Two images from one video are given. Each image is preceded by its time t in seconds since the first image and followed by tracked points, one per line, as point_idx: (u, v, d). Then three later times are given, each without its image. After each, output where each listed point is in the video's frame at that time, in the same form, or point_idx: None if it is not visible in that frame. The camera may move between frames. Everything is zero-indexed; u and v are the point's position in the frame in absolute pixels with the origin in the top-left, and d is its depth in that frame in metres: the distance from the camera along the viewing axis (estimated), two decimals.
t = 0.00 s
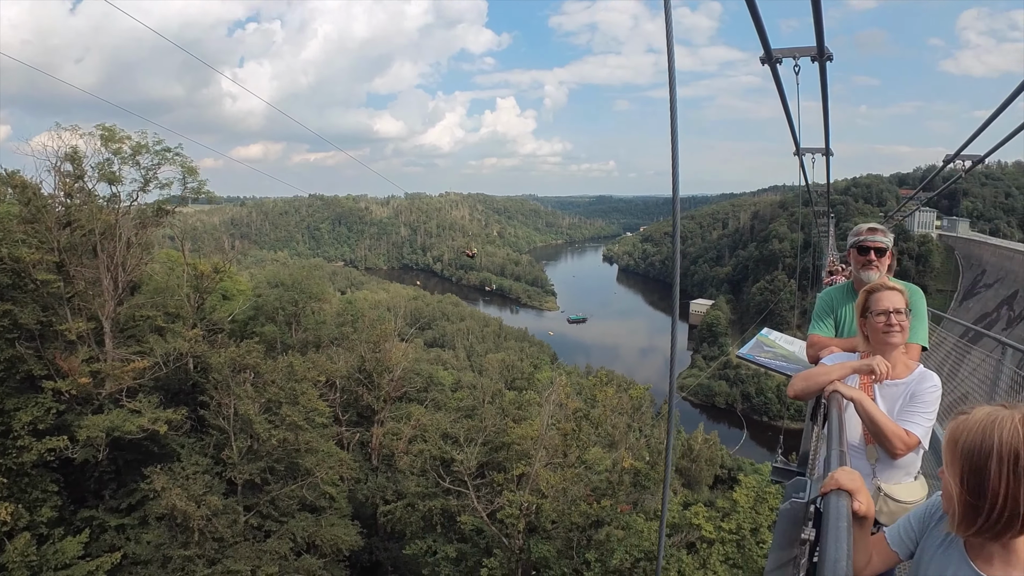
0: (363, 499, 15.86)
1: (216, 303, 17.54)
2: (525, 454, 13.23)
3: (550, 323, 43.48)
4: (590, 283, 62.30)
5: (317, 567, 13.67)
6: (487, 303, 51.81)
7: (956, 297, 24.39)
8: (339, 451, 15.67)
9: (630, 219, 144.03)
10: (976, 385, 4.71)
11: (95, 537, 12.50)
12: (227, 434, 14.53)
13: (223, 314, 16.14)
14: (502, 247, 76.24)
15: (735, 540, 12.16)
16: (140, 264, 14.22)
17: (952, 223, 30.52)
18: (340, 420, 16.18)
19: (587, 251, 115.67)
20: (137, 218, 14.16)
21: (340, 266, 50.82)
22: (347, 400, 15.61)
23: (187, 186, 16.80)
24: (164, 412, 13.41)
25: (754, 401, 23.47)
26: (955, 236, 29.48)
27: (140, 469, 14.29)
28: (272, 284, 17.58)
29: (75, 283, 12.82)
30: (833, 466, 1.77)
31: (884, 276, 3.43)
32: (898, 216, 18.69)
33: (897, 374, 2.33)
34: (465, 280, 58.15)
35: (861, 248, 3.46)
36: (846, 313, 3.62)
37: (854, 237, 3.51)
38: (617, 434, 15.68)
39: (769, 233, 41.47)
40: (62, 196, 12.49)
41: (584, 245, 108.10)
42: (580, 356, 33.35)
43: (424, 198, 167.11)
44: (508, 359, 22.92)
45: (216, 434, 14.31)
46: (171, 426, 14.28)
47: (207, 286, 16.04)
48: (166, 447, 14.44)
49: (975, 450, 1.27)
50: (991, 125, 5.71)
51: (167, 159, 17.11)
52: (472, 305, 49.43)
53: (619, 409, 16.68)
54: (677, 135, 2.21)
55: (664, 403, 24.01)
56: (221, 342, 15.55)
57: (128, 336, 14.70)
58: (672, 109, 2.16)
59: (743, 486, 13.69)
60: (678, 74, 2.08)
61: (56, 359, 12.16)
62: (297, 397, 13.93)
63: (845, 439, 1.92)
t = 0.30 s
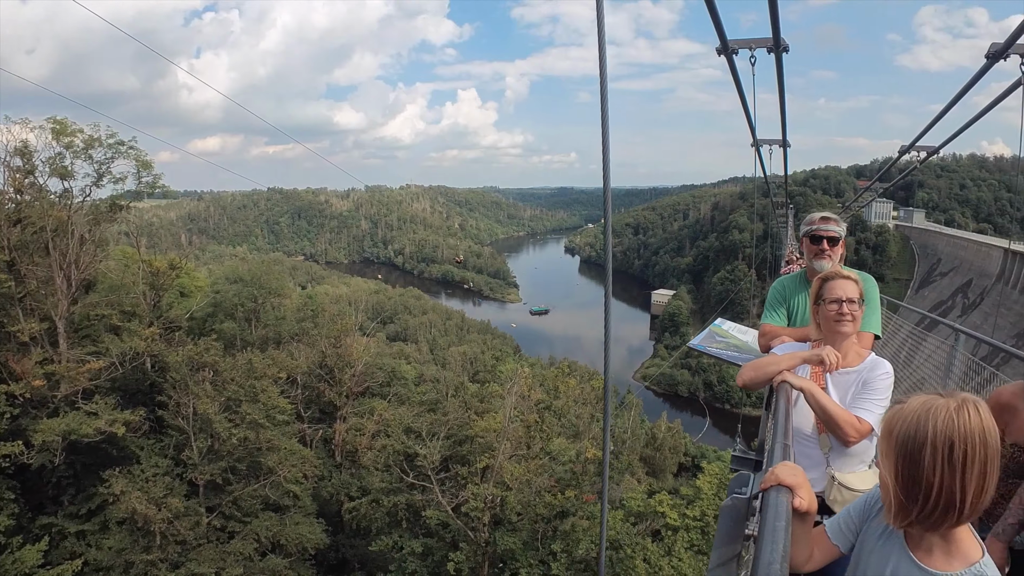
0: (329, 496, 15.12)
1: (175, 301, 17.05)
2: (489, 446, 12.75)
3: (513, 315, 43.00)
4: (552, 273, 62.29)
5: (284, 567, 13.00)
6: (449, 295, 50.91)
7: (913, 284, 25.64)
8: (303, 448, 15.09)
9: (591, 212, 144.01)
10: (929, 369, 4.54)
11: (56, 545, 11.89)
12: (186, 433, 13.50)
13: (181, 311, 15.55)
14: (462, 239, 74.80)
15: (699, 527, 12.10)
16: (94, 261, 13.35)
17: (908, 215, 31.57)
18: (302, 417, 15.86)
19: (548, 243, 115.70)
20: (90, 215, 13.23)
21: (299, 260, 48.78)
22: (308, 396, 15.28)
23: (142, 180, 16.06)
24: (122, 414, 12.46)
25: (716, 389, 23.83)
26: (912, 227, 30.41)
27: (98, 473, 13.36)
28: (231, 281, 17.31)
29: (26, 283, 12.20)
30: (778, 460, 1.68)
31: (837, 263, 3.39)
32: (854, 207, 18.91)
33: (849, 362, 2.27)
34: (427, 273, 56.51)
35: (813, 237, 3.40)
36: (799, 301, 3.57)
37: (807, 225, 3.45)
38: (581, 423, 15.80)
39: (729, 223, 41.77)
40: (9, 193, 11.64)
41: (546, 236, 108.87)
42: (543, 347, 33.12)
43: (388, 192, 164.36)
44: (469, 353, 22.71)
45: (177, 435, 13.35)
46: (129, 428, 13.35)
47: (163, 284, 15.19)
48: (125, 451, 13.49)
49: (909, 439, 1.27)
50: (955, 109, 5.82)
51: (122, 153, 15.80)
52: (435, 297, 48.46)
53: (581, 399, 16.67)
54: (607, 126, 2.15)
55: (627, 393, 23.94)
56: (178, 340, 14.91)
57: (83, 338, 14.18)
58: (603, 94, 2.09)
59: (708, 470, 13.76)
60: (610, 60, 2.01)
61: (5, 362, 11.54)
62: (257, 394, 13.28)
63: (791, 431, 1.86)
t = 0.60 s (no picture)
0: (301, 497, 14.12)
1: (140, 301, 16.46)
2: (459, 443, 12.41)
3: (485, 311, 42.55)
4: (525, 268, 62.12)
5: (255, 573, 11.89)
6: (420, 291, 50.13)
7: (880, 277, 26.25)
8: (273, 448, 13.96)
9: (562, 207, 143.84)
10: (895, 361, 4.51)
11: (22, 556, 11.37)
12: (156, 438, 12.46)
13: (146, 311, 14.91)
14: (432, 235, 73.79)
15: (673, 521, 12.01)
16: (59, 262, 12.70)
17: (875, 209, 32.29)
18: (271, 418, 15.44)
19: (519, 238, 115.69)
20: (51, 215, 12.37)
21: (267, 258, 47.24)
22: (277, 396, 14.88)
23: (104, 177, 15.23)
24: (88, 419, 11.73)
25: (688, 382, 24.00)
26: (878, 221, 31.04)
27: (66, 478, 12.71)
28: (197, 280, 16.96)
29: None
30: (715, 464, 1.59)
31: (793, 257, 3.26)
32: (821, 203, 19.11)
33: (803, 357, 2.15)
34: (398, 271, 55.59)
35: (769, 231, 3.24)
36: (755, 296, 3.44)
37: (763, 219, 3.29)
38: (553, 418, 15.76)
39: (699, 217, 42.00)
40: None
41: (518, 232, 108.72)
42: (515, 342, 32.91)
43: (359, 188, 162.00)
44: (439, 350, 22.42)
45: (143, 438, 12.27)
46: (95, 432, 12.45)
47: (129, 284, 14.43)
48: (92, 456, 12.60)
49: (845, 441, 1.23)
50: (909, 108, 5.93)
51: (84, 150, 14.19)
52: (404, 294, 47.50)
53: (552, 394, 16.60)
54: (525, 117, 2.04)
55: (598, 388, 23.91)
56: (143, 341, 13.85)
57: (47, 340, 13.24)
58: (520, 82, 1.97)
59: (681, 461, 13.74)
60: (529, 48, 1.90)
61: None
62: (225, 395, 12.44)
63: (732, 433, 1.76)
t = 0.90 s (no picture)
0: (278, 500, 13.69)
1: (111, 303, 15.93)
2: (436, 443, 12.24)
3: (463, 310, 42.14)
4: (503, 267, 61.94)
5: None
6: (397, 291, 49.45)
7: (857, 272, 26.61)
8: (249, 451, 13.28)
9: (540, 204, 144.01)
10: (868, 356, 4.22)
11: None
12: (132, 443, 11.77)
13: (120, 314, 14.34)
14: (409, 234, 73.32)
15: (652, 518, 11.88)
16: (29, 264, 11.77)
17: (850, 206, 32.72)
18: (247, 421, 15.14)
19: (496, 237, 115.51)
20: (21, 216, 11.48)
21: (242, 258, 46.34)
22: (254, 399, 14.63)
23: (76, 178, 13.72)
24: (61, 424, 10.97)
25: (667, 379, 24.05)
26: (853, 217, 31.49)
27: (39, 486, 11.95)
28: (171, 281, 16.62)
29: None
30: (658, 475, 1.37)
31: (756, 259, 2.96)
32: (796, 200, 19.22)
33: (763, 361, 1.95)
34: (375, 270, 54.86)
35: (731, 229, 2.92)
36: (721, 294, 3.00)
37: (724, 215, 2.97)
38: (532, 416, 15.73)
39: (676, 214, 42.18)
40: None
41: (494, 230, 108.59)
42: (494, 341, 32.65)
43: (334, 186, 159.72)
44: (413, 349, 22.14)
45: (119, 443, 11.48)
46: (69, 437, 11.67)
47: (102, 286, 13.93)
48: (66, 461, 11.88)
49: (790, 451, 1.04)
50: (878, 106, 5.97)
51: (55, 149, 12.91)
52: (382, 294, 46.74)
53: (529, 392, 16.54)
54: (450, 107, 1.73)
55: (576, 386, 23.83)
56: (117, 344, 13.11)
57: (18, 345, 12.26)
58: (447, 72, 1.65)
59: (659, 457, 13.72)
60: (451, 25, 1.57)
61: None
62: (200, 397, 11.90)
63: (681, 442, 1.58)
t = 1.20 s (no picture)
0: (262, 504, 13.51)
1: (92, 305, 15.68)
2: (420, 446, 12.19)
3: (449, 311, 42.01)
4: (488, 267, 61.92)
5: None
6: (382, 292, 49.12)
7: (840, 271, 26.90)
8: (231, 456, 13.02)
9: (526, 205, 144.23)
10: (852, 355, 4.02)
11: None
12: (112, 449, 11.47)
13: (100, 317, 14.06)
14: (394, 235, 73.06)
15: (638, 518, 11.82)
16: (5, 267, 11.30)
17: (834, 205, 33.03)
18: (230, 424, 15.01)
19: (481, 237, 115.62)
20: None
21: (225, 259, 45.85)
22: (236, 402, 14.48)
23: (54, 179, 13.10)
24: (39, 429, 10.66)
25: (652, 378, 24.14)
26: (836, 216, 31.85)
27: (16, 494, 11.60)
28: (153, 283, 16.44)
29: None
30: (622, 492, 1.23)
31: (734, 262, 2.74)
32: (780, 199, 19.34)
33: (744, 363, 1.88)
34: (360, 272, 54.58)
35: (706, 230, 2.66)
36: (698, 297, 2.73)
37: (698, 215, 2.70)
38: (517, 416, 15.75)
39: (662, 214, 42.35)
40: None
41: (479, 230, 108.42)
42: (479, 342, 32.58)
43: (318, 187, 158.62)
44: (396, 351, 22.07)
45: (99, 448, 11.20)
46: (49, 443, 11.35)
47: (82, 290, 13.29)
48: (45, 468, 11.58)
49: (749, 472, 0.94)
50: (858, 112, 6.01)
51: (34, 150, 12.56)
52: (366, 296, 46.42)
53: (514, 393, 16.57)
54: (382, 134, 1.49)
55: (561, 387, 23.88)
56: (97, 349, 12.80)
57: None
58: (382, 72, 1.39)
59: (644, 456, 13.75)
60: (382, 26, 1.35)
61: None
62: (181, 402, 11.74)
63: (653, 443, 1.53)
